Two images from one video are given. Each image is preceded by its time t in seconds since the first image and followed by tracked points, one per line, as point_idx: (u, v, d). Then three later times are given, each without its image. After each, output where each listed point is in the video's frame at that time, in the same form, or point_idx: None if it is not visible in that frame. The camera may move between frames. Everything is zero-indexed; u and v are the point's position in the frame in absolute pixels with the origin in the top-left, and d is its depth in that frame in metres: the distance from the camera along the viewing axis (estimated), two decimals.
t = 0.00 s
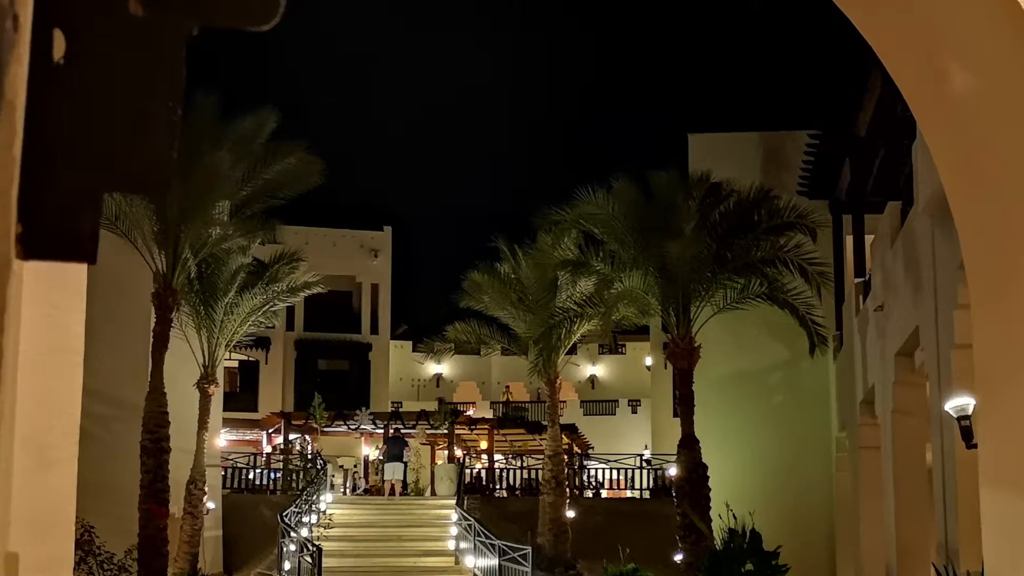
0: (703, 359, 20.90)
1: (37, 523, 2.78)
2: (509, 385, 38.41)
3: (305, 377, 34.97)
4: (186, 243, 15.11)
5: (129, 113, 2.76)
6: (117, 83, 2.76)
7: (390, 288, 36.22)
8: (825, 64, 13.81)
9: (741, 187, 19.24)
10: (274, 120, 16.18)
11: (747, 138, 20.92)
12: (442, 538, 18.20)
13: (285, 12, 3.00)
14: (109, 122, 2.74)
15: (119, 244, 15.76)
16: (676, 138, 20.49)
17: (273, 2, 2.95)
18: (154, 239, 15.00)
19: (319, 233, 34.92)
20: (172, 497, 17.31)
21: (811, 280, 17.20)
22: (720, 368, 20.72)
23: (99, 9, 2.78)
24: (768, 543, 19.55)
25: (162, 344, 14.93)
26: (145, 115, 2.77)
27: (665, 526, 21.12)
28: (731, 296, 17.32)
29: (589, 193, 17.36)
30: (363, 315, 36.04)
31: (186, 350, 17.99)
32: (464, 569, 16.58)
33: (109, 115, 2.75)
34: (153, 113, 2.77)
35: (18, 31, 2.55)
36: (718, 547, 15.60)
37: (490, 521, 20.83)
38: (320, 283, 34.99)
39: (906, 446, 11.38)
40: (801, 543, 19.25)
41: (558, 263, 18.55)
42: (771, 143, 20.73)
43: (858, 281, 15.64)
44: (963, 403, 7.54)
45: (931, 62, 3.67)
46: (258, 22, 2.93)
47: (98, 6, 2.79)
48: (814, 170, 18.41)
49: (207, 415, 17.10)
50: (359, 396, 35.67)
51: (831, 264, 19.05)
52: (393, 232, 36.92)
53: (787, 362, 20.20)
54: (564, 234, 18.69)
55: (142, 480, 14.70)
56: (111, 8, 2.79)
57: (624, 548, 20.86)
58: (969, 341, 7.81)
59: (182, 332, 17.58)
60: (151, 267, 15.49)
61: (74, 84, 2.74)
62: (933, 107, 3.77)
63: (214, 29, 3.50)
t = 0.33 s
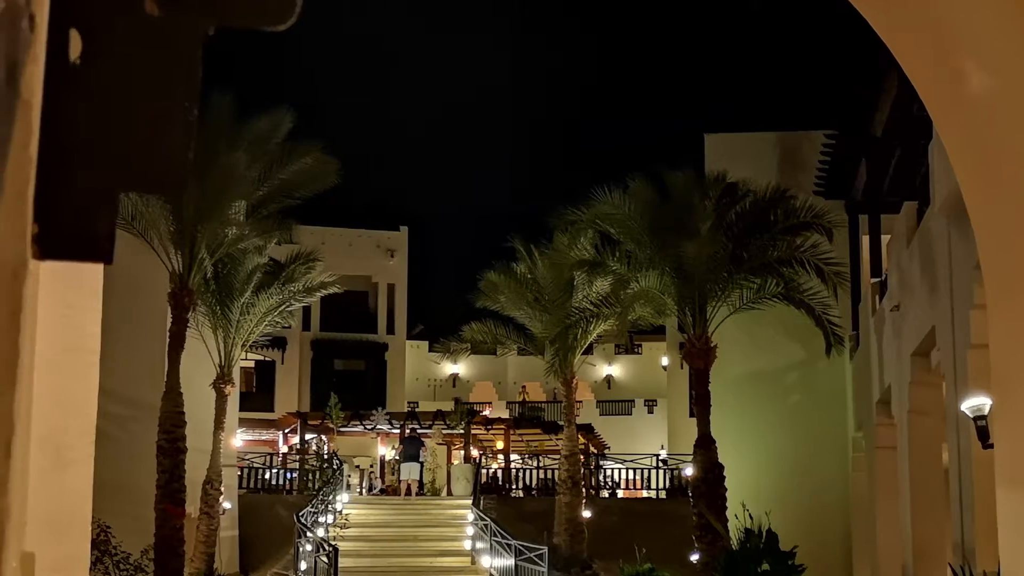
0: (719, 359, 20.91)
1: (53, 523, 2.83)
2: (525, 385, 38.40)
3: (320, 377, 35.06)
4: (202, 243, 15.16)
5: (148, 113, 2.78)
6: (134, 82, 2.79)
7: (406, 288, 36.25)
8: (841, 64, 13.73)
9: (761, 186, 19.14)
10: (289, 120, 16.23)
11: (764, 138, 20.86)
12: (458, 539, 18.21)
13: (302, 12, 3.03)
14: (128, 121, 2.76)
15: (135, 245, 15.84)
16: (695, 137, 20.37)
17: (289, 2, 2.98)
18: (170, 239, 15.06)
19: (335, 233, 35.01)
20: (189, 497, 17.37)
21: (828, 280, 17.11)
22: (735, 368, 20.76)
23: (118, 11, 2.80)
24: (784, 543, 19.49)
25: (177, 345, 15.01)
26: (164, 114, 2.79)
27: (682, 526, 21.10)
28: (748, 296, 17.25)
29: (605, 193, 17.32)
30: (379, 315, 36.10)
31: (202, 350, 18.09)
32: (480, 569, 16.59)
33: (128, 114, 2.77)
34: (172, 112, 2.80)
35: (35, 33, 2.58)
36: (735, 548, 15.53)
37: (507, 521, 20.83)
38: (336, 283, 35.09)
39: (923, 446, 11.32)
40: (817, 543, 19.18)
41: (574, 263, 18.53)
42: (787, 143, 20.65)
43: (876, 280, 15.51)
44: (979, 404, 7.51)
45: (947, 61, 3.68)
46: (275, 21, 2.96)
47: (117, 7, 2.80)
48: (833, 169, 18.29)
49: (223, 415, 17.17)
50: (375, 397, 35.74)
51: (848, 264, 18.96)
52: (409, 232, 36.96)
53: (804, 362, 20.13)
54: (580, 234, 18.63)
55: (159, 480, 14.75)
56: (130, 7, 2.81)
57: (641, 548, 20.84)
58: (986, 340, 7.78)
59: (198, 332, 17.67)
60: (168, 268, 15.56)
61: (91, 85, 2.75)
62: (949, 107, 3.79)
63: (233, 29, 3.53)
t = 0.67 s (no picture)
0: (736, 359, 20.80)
1: (69, 523, 2.83)
2: (541, 385, 38.39)
3: (336, 377, 35.15)
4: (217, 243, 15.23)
5: (166, 114, 2.72)
6: (147, 82, 2.71)
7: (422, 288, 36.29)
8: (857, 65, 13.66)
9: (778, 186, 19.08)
10: (306, 120, 16.25)
11: (781, 138, 20.80)
12: (474, 539, 18.24)
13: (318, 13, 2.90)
14: (143, 120, 2.70)
15: (152, 246, 15.94)
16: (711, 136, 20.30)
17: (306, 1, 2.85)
18: (187, 239, 15.15)
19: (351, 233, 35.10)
20: (205, 496, 17.45)
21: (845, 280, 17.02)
22: (752, 368, 20.62)
23: (133, 11, 2.72)
24: (799, 543, 19.41)
25: (193, 345, 15.08)
26: (180, 115, 2.72)
27: (699, 525, 21.08)
28: (764, 296, 17.19)
29: (622, 193, 17.30)
30: (395, 315, 36.17)
31: (219, 350, 18.17)
32: (496, 569, 16.63)
33: (145, 113, 2.71)
34: (187, 113, 2.72)
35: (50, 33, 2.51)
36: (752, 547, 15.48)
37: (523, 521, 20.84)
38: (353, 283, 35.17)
39: (940, 446, 11.28)
40: (832, 543, 19.11)
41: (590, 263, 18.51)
42: (804, 145, 20.57)
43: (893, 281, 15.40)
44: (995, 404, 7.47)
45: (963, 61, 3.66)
46: (290, 21, 2.84)
47: (131, 7, 2.72)
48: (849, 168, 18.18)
49: (239, 415, 17.23)
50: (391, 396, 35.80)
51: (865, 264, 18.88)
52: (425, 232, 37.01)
53: (820, 363, 20.05)
54: (597, 234, 18.60)
55: (175, 480, 14.82)
56: (145, 8, 2.72)
57: (656, 548, 20.82)
58: (1002, 341, 7.78)
59: (214, 333, 17.73)
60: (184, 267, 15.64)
61: (107, 84, 2.67)
62: (966, 106, 3.77)
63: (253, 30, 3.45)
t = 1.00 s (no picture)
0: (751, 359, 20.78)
1: (84, 523, 2.84)
2: (557, 385, 38.39)
3: (353, 378, 35.23)
4: (234, 243, 15.30)
5: (181, 115, 2.60)
6: (165, 82, 2.60)
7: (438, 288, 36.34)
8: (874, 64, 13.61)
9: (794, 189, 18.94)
10: (321, 120, 16.31)
11: (795, 138, 20.73)
12: (490, 539, 18.25)
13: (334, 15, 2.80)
14: (159, 120, 2.58)
15: (168, 246, 16.03)
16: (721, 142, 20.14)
17: None
18: (203, 239, 15.23)
19: (367, 233, 35.18)
20: (221, 497, 17.51)
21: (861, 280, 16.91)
22: (767, 368, 20.62)
23: (146, 9, 2.60)
24: (816, 543, 19.33)
25: (210, 345, 15.14)
26: (196, 115, 2.60)
27: (715, 526, 21.04)
28: (780, 296, 17.12)
29: (638, 193, 17.33)
30: (411, 315, 36.23)
31: (235, 350, 18.25)
32: (512, 569, 16.63)
33: (162, 113, 2.59)
34: (203, 114, 2.60)
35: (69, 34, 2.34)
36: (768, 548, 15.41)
37: (539, 521, 20.85)
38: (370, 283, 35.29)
39: (956, 447, 11.21)
40: (849, 543, 19.01)
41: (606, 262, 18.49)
42: (819, 146, 20.50)
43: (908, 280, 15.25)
44: (1012, 404, 7.40)
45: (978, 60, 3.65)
46: (305, 22, 2.75)
47: (147, 6, 2.60)
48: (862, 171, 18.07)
49: (255, 415, 17.29)
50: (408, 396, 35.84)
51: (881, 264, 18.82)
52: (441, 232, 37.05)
53: (836, 363, 19.98)
54: (613, 234, 18.60)
55: (191, 480, 14.88)
56: (161, 6, 2.60)
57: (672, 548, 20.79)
58: (1018, 341, 7.74)
59: (231, 333, 17.81)
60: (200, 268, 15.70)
61: (123, 84, 2.55)
62: (984, 108, 3.76)
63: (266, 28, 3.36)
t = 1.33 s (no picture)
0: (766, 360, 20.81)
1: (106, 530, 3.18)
2: (573, 385, 38.34)
3: (369, 377, 35.27)
4: (250, 244, 15.44)
5: (203, 89, 3.47)
6: (172, 64, 3.39)
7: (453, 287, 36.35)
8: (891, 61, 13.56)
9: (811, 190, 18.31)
10: (337, 119, 16.13)
11: (813, 138, 19.93)
12: (506, 539, 18.28)
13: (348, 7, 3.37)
14: (174, 98, 3.42)
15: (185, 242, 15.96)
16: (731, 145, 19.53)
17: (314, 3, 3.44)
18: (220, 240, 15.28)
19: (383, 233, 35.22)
20: (238, 497, 17.57)
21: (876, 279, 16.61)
22: (782, 368, 20.61)
23: (171, 7, 3.36)
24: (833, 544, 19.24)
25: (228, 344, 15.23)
26: (214, 91, 3.48)
27: (731, 526, 20.99)
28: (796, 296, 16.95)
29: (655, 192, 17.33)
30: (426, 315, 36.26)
31: (251, 350, 18.27)
32: (528, 569, 16.65)
33: (175, 94, 3.42)
34: (225, 111, 3.52)
35: (84, 32, 3.00)
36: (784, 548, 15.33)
37: (555, 520, 20.87)
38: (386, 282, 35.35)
39: (972, 447, 11.19)
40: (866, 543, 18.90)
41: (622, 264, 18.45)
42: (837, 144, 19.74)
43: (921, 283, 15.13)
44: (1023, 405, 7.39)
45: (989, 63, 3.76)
46: (324, 21, 3.49)
47: (168, 5, 3.35)
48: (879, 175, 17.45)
49: (272, 415, 17.36)
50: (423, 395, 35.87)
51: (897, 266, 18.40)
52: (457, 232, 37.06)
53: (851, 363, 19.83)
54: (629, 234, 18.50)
55: (208, 480, 14.96)
56: (182, 6, 3.36)
57: (688, 549, 20.78)
58: None
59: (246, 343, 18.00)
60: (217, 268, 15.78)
61: (133, 77, 3.30)
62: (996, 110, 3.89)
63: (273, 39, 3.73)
